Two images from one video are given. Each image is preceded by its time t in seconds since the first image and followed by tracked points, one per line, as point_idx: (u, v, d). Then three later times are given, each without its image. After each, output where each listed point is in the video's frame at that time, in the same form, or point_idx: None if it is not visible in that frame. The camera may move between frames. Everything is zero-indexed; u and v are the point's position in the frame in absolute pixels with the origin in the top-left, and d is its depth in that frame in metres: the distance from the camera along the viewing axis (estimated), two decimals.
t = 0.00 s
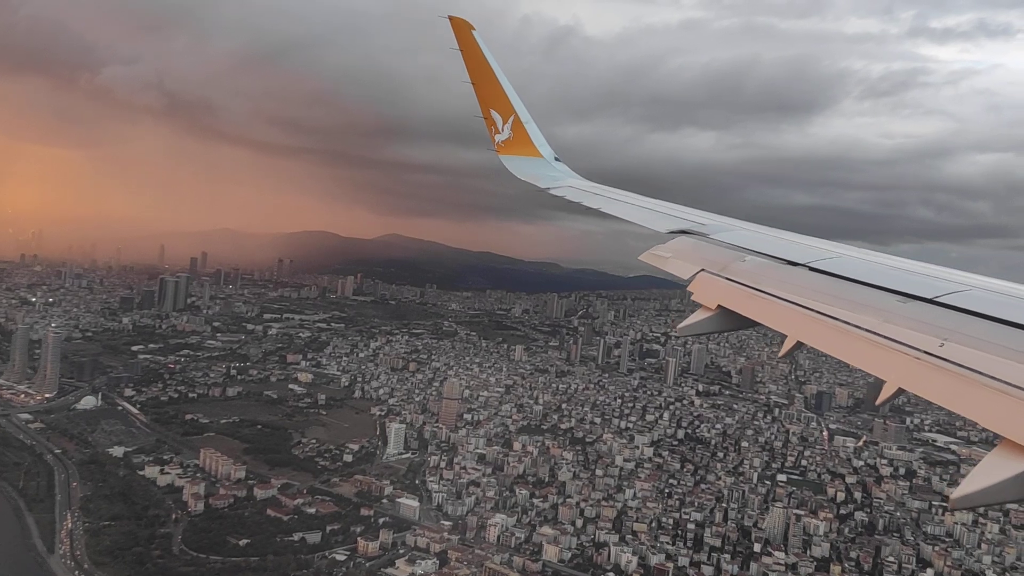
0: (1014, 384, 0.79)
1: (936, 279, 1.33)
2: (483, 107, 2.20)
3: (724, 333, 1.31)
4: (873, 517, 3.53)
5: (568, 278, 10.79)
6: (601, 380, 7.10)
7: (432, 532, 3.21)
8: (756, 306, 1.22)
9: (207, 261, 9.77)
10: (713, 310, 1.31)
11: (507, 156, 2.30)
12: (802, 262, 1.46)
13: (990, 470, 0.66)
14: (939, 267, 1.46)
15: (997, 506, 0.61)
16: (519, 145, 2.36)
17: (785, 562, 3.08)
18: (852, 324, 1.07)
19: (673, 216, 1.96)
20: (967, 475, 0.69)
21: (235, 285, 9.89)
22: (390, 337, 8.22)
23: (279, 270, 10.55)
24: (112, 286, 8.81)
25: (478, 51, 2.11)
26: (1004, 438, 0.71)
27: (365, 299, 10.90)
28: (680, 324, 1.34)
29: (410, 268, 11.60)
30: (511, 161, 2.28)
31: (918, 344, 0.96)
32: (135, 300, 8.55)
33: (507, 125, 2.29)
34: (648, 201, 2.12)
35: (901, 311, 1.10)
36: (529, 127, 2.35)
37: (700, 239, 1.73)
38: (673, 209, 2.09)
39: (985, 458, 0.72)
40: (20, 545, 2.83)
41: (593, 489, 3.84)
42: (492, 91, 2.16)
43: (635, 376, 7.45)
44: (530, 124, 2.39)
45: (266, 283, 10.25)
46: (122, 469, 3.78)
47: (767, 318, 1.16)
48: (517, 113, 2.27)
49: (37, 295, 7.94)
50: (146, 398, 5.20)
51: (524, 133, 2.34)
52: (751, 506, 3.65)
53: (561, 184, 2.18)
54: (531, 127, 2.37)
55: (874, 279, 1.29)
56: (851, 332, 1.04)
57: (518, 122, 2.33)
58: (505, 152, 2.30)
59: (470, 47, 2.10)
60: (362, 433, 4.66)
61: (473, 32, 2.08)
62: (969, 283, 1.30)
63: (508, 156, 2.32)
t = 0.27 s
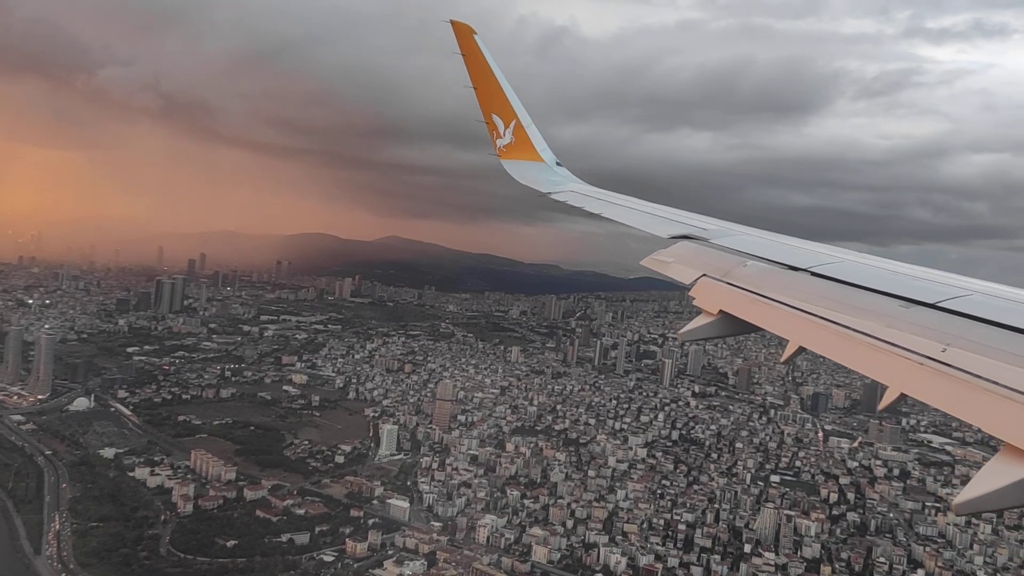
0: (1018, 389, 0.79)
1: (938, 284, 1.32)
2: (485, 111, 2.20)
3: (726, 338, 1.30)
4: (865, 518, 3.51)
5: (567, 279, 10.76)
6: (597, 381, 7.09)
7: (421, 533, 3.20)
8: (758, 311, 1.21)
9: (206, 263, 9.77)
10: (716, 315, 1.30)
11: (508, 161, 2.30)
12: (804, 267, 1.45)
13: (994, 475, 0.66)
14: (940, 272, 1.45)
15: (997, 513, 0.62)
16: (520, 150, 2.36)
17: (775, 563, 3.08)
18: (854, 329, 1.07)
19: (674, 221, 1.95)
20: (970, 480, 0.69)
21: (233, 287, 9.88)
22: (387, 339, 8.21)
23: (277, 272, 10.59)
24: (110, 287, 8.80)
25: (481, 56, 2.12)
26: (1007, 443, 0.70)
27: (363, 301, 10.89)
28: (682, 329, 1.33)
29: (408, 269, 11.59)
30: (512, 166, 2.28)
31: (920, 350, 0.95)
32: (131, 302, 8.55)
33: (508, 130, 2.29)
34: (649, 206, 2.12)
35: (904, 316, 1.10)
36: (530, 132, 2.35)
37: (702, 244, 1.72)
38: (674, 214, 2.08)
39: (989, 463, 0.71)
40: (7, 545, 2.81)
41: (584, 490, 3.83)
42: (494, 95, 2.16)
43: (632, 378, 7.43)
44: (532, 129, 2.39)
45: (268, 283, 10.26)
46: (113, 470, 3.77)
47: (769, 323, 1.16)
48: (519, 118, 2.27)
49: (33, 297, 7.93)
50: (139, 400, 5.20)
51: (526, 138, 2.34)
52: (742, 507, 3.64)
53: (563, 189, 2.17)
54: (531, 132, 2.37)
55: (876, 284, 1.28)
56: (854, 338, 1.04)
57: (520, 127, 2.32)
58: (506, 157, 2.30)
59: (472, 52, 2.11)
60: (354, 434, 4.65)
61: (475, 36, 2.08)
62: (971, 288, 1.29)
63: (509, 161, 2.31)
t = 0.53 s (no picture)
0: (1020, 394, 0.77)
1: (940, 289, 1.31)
2: (486, 117, 2.19)
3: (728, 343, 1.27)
4: (856, 517, 3.49)
5: (564, 279, 10.73)
6: (591, 381, 7.07)
7: (408, 532, 3.19)
8: (757, 316, 1.20)
9: (203, 262, 9.75)
10: (717, 320, 1.27)
11: (509, 167, 2.28)
12: (805, 272, 1.44)
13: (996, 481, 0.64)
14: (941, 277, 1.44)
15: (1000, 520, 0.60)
16: (521, 156, 2.34)
17: (763, 561, 3.08)
18: (855, 334, 1.06)
19: (675, 227, 1.94)
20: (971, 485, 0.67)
21: (231, 286, 9.88)
22: (382, 338, 8.19)
23: (274, 271, 10.60)
24: (106, 286, 8.78)
25: (481, 62, 2.10)
26: (1009, 449, 0.69)
27: (360, 300, 10.86)
28: (682, 334, 1.30)
29: (405, 269, 11.56)
30: (513, 171, 2.26)
31: (921, 355, 0.94)
32: (126, 301, 8.53)
33: (509, 136, 2.27)
34: (649, 211, 2.10)
35: (906, 322, 1.08)
36: (531, 138, 2.34)
37: (702, 249, 1.70)
38: (675, 219, 2.06)
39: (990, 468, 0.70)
40: None
41: (574, 489, 3.82)
42: (495, 101, 2.15)
43: (627, 377, 7.41)
44: (532, 135, 2.38)
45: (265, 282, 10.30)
46: (102, 468, 3.76)
47: (769, 327, 1.14)
48: (520, 123, 2.26)
49: (28, 296, 7.91)
50: (131, 398, 5.19)
51: (527, 145, 2.32)
52: (732, 506, 3.62)
53: (564, 195, 2.15)
54: (532, 137, 2.35)
55: (878, 289, 1.27)
56: (855, 343, 1.03)
57: (521, 133, 2.31)
58: (507, 163, 2.28)
59: (472, 58, 2.10)
60: (345, 433, 4.64)
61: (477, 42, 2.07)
62: (973, 293, 1.27)
63: (510, 167, 2.29)
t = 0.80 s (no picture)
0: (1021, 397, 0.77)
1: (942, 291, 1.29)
2: (487, 119, 2.17)
3: (730, 345, 1.26)
4: (846, 512, 3.48)
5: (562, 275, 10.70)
6: (586, 377, 7.06)
7: (397, 528, 3.18)
8: (758, 317, 1.19)
9: (200, 259, 9.74)
10: (719, 322, 1.26)
11: (511, 168, 2.26)
12: (807, 274, 1.42)
13: (997, 485, 0.64)
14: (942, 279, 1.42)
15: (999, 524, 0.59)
16: (522, 157, 2.33)
17: (751, 557, 3.07)
18: (855, 335, 1.05)
19: (676, 228, 1.92)
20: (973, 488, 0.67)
21: (228, 283, 9.88)
22: (378, 334, 8.18)
23: (272, 268, 10.60)
24: (103, 283, 8.77)
25: (483, 64, 2.09)
26: (1011, 451, 0.68)
27: (358, 297, 10.80)
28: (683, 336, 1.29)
29: (403, 265, 11.54)
30: (515, 173, 2.24)
31: (922, 356, 0.93)
32: (122, 297, 8.52)
33: (510, 138, 2.26)
34: (650, 213, 2.09)
35: (907, 323, 1.07)
36: (532, 139, 2.33)
37: (704, 251, 1.69)
38: (675, 221, 2.05)
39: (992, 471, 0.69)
40: None
41: (566, 485, 3.81)
42: (496, 103, 2.13)
43: (622, 374, 7.40)
44: (534, 137, 2.36)
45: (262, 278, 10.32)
46: (92, 464, 3.76)
47: (769, 329, 1.13)
48: (521, 125, 2.24)
49: (23, 292, 7.89)
50: (123, 394, 5.18)
51: (528, 147, 2.31)
52: (722, 501, 3.62)
53: (565, 197, 2.13)
54: (533, 139, 2.34)
55: (879, 291, 1.25)
56: (855, 344, 1.02)
57: (522, 134, 2.29)
58: (509, 165, 2.27)
59: (474, 60, 2.09)
60: (337, 428, 4.64)
61: (478, 44, 2.06)
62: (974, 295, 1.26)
63: (512, 168, 2.27)
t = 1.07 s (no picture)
0: None
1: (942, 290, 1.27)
2: (487, 119, 2.15)
3: (729, 346, 1.23)
4: (836, 508, 3.47)
5: (558, 272, 10.69)
6: (581, 373, 7.06)
7: (386, 523, 3.17)
8: (757, 317, 1.16)
9: (197, 256, 9.72)
10: (718, 322, 1.23)
11: (511, 168, 2.24)
12: (807, 274, 1.40)
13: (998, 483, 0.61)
14: (943, 278, 1.40)
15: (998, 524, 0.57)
16: (522, 158, 2.30)
17: (739, 552, 3.06)
18: (856, 335, 1.02)
19: (675, 228, 1.90)
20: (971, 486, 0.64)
21: (223, 280, 9.87)
22: (373, 330, 8.17)
23: (269, 265, 10.60)
24: (98, 279, 8.74)
25: (482, 63, 2.08)
26: (1011, 451, 0.66)
27: (354, 292, 10.78)
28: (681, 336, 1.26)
29: (399, 262, 11.52)
30: (515, 173, 2.22)
31: (923, 356, 0.91)
32: (117, 294, 8.50)
33: (510, 138, 2.23)
34: (650, 213, 2.06)
35: (908, 323, 1.04)
36: (532, 140, 2.31)
37: (703, 251, 1.66)
38: (675, 221, 2.02)
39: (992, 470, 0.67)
40: None
41: (557, 480, 3.80)
42: (496, 103, 2.11)
43: (617, 369, 7.39)
44: (534, 137, 2.34)
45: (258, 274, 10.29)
46: (81, 459, 3.74)
47: (768, 329, 1.11)
48: (521, 125, 2.22)
49: (17, 288, 7.87)
50: (115, 389, 5.17)
51: (529, 147, 2.29)
52: (712, 496, 3.61)
53: (565, 197, 2.11)
54: (533, 140, 2.32)
55: (879, 290, 1.23)
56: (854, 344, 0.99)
57: (521, 135, 2.27)
58: (509, 165, 2.24)
59: (473, 60, 2.07)
60: (328, 424, 4.63)
61: (477, 43, 2.04)
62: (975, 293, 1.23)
63: (512, 169, 2.25)
